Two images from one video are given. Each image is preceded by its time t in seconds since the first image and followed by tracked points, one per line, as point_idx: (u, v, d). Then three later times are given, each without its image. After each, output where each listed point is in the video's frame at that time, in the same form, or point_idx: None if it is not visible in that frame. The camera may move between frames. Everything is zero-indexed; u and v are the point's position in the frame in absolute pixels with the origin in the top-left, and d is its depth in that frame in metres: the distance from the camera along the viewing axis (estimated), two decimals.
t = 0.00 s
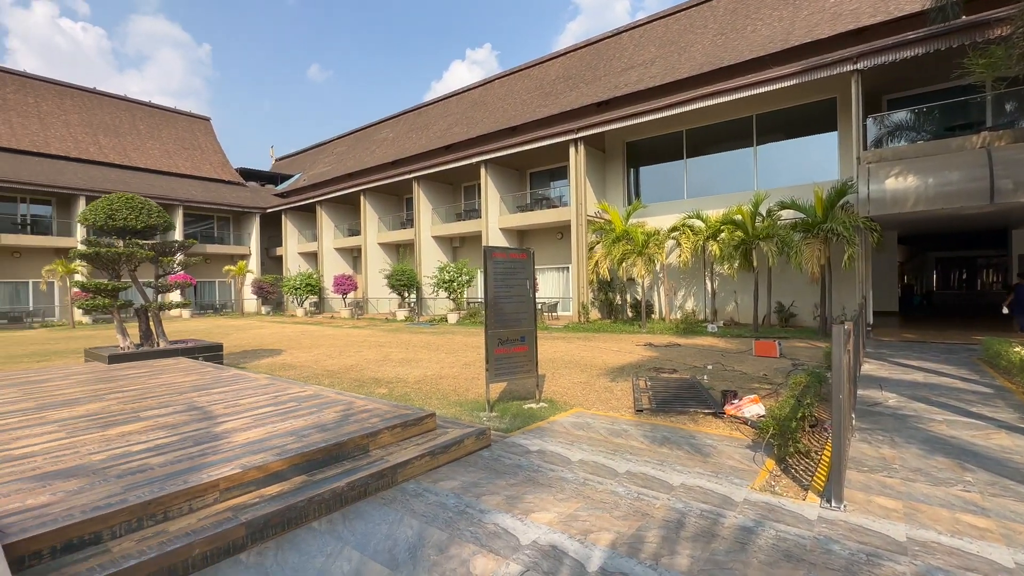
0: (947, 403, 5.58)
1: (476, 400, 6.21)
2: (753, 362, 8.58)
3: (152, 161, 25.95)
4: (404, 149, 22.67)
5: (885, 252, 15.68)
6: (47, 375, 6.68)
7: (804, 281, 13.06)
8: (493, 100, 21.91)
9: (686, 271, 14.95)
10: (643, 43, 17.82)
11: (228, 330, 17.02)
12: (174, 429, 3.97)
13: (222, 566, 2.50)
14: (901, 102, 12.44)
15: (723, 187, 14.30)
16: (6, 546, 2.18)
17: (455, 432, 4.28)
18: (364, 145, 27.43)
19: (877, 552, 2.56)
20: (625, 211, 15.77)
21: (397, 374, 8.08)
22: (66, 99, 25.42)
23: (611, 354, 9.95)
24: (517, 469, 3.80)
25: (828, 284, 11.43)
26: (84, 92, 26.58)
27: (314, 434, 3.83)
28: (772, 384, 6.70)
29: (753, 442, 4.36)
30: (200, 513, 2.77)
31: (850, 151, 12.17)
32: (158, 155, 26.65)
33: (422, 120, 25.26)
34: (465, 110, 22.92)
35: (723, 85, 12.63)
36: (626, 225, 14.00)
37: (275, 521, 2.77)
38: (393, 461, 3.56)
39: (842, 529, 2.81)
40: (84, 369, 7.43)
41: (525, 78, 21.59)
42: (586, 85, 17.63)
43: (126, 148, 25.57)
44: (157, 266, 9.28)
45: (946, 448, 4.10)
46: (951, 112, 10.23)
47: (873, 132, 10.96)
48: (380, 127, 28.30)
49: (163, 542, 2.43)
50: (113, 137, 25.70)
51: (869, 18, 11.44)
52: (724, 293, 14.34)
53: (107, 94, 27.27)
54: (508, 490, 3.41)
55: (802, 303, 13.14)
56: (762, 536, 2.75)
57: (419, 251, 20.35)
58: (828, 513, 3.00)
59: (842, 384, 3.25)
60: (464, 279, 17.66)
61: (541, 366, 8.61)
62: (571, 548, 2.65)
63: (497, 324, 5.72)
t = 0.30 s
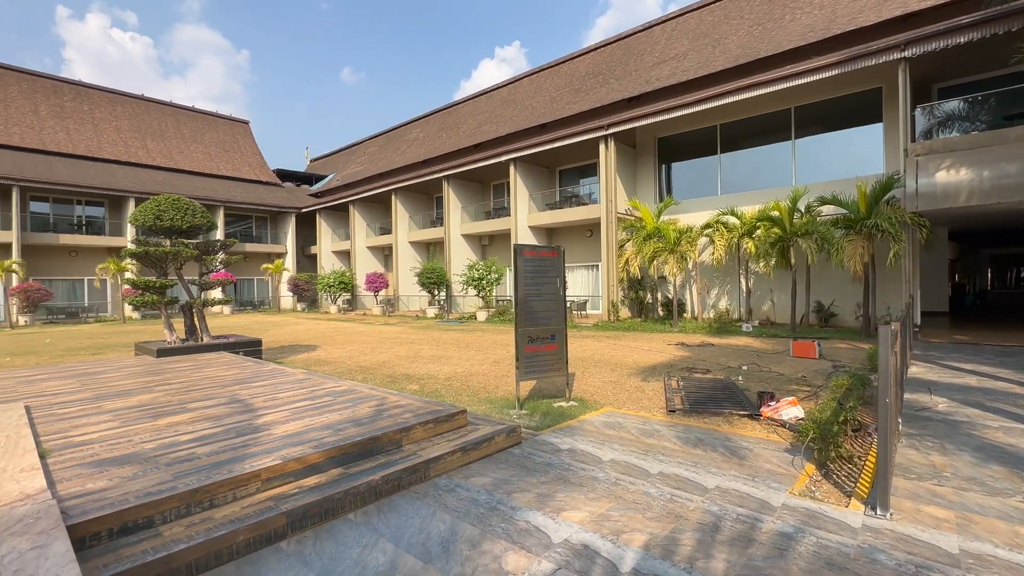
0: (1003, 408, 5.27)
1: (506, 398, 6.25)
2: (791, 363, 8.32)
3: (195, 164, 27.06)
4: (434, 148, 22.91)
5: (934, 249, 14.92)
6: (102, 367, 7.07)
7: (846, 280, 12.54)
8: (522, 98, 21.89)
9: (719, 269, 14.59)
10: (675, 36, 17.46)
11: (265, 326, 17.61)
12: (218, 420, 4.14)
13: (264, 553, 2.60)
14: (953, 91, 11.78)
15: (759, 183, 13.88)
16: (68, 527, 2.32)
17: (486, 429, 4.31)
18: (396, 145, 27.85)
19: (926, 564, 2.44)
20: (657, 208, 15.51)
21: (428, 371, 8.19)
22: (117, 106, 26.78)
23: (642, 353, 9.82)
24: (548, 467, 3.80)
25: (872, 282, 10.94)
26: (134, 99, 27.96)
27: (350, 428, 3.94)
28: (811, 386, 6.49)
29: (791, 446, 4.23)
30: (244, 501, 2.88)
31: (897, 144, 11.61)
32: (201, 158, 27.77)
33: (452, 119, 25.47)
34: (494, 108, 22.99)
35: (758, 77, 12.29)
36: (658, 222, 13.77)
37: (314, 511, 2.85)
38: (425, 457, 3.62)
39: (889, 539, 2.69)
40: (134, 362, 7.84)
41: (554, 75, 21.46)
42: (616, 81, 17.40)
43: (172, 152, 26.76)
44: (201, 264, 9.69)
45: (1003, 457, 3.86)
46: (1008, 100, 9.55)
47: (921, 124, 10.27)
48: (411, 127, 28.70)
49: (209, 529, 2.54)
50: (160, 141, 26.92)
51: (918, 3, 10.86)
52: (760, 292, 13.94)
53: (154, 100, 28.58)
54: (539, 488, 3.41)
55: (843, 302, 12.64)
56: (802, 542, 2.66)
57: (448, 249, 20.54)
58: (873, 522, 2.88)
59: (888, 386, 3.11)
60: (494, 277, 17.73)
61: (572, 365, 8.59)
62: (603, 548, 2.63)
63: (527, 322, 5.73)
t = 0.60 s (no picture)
0: None
1: (538, 395, 6.25)
2: (834, 364, 7.99)
3: (238, 167, 28.17)
4: (466, 147, 23.09)
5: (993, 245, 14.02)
6: (155, 360, 7.48)
7: (894, 278, 11.94)
8: (553, 95, 21.77)
9: (757, 266, 14.16)
10: (712, 27, 16.99)
11: (304, 323, 18.18)
12: (261, 413, 4.31)
13: (304, 541, 2.70)
14: (1017, 76, 11.01)
15: (801, 178, 13.37)
16: (127, 509, 2.48)
17: (518, 426, 4.33)
18: (429, 144, 28.20)
19: None
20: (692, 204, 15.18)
21: (461, 368, 8.28)
22: (167, 112, 28.15)
23: (676, 353, 9.62)
24: (580, 466, 3.78)
25: (923, 280, 10.38)
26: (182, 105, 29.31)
27: (385, 422, 4.03)
28: (856, 389, 6.22)
29: (835, 451, 4.06)
30: (286, 490, 3.00)
31: (952, 134, 10.95)
32: (244, 160, 28.88)
33: (483, 118, 25.59)
34: (526, 106, 22.97)
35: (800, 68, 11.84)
36: (693, 219, 13.45)
37: (351, 502, 2.94)
38: (459, 452, 3.67)
39: (941, 551, 2.56)
40: (184, 356, 8.24)
41: (586, 72, 21.24)
42: (650, 75, 17.09)
43: (217, 155, 27.93)
44: (244, 262, 10.09)
45: None
46: None
47: (981, 112, 9.56)
48: (443, 127, 29.01)
49: (254, 516, 2.65)
50: (206, 145, 28.15)
51: None
52: (801, 291, 13.43)
53: (201, 106, 29.89)
54: (571, 487, 3.40)
55: (891, 302, 12.04)
56: (847, 551, 2.56)
57: (480, 247, 20.67)
58: (924, 533, 2.74)
59: (942, 390, 2.94)
60: (525, 275, 17.75)
61: (604, 364, 8.51)
62: (637, 549, 2.61)
63: (559, 321, 5.71)
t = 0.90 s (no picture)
0: None
1: (571, 394, 6.22)
2: (884, 367, 7.59)
3: (281, 169, 29.23)
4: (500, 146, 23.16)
5: None
6: (205, 355, 7.87)
7: (952, 276, 11.25)
8: (587, 92, 21.56)
9: (801, 264, 13.61)
10: (753, 17, 16.41)
11: (342, 319, 18.69)
12: (302, 406, 4.47)
13: (342, 531, 2.78)
14: None
15: (848, 171, 12.78)
16: (178, 495, 2.62)
17: (550, 425, 4.32)
18: (462, 144, 28.46)
19: None
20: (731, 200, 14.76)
21: (494, 366, 8.33)
22: (215, 118, 29.50)
23: (714, 353, 9.36)
24: (613, 466, 3.74)
25: (985, 278, 9.72)
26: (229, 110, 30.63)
27: (419, 418, 4.10)
28: (908, 394, 5.90)
29: (884, 458, 3.87)
30: (324, 482, 3.10)
31: (1019, 122, 10.20)
32: (286, 163, 29.93)
33: (517, 116, 25.61)
34: (559, 103, 22.84)
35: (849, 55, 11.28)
36: (732, 215, 13.05)
37: (386, 496, 3.01)
38: (492, 449, 3.70)
39: (1003, 569, 2.40)
40: (231, 351, 8.62)
41: (621, 67, 20.91)
42: (688, 69, 16.67)
43: (261, 158, 29.04)
44: (287, 261, 10.46)
45: None
46: None
47: None
48: (477, 126, 29.20)
49: (295, 505, 2.76)
50: (251, 148, 29.33)
51: None
52: (848, 290, 12.82)
53: (247, 111, 31.17)
54: (604, 487, 3.37)
55: (948, 301, 11.34)
56: (897, 564, 2.43)
57: (513, 245, 20.71)
58: (984, 548, 2.57)
59: (1004, 398, 2.74)
60: (558, 273, 17.67)
61: (638, 363, 8.39)
62: (671, 553, 2.56)
63: (593, 319, 5.66)
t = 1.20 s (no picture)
0: None
1: (606, 395, 6.16)
2: (944, 372, 7.14)
3: (322, 172, 30.18)
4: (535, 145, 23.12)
5: None
6: (253, 351, 8.24)
7: (1022, 274, 10.45)
8: (623, 88, 21.24)
9: (851, 262, 12.97)
10: (799, 4, 15.71)
11: (380, 317, 19.16)
12: (342, 402, 4.61)
13: (378, 525, 2.85)
14: None
15: (903, 164, 12.08)
16: (228, 485, 2.76)
17: (584, 425, 4.29)
18: (497, 143, 28.59)
19: None
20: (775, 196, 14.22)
21: (529, 365, 8.34)
22: (261, 123, 30.75)
23: (756, 354, 9.06)
24: (650, 469, 3.67)
25: None
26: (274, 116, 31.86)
27: (454, 416, 4.15)
28: (971, 401, 5.52)
29: (943, 469, 3.64)
30: (363, 476, 3.19)
31: None
32: (327, 165, 30.88)
33: (552, 114, 25.48)
34: (595, 100, 22.58)
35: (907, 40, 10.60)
36: (776, 212, 12.57)
37: (422, 492, 3.06)
38: (525, 448, 3.70)
39: None
40: (276, 347, 8.99)
41: (659, 61, 20.48)
42: (728, 61, 16.15)
43: (304, 161, 30.08)
44: (328, 261, 10.79)
45: None
46: None
47: None
48: (511, 125, 29.25)
49: (335, 498, 2.85)
50: (295, 152, 30.42)
51: None
52: (904, 289, 12.13)
53: (291, 116, 32.34)
54: (639, 490, 3.32)
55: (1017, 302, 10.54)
56: None
57: (548, 244, 20.67)
58: None
59: None
60: (593, 272, 17.51)
61: (676, 364, 8.21)
62: (709, 560, 2.50)
63: (629, 319, 5.58)
